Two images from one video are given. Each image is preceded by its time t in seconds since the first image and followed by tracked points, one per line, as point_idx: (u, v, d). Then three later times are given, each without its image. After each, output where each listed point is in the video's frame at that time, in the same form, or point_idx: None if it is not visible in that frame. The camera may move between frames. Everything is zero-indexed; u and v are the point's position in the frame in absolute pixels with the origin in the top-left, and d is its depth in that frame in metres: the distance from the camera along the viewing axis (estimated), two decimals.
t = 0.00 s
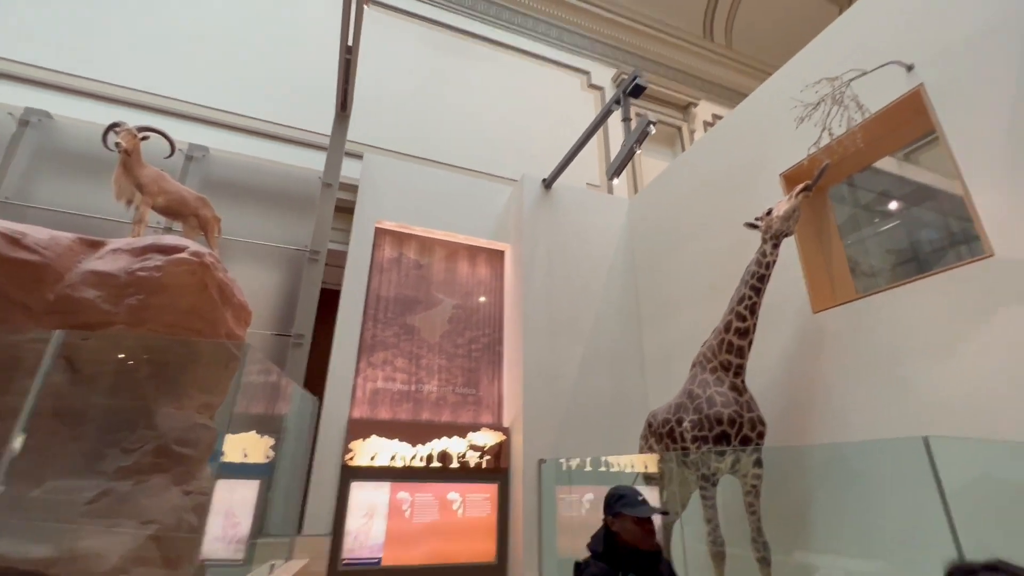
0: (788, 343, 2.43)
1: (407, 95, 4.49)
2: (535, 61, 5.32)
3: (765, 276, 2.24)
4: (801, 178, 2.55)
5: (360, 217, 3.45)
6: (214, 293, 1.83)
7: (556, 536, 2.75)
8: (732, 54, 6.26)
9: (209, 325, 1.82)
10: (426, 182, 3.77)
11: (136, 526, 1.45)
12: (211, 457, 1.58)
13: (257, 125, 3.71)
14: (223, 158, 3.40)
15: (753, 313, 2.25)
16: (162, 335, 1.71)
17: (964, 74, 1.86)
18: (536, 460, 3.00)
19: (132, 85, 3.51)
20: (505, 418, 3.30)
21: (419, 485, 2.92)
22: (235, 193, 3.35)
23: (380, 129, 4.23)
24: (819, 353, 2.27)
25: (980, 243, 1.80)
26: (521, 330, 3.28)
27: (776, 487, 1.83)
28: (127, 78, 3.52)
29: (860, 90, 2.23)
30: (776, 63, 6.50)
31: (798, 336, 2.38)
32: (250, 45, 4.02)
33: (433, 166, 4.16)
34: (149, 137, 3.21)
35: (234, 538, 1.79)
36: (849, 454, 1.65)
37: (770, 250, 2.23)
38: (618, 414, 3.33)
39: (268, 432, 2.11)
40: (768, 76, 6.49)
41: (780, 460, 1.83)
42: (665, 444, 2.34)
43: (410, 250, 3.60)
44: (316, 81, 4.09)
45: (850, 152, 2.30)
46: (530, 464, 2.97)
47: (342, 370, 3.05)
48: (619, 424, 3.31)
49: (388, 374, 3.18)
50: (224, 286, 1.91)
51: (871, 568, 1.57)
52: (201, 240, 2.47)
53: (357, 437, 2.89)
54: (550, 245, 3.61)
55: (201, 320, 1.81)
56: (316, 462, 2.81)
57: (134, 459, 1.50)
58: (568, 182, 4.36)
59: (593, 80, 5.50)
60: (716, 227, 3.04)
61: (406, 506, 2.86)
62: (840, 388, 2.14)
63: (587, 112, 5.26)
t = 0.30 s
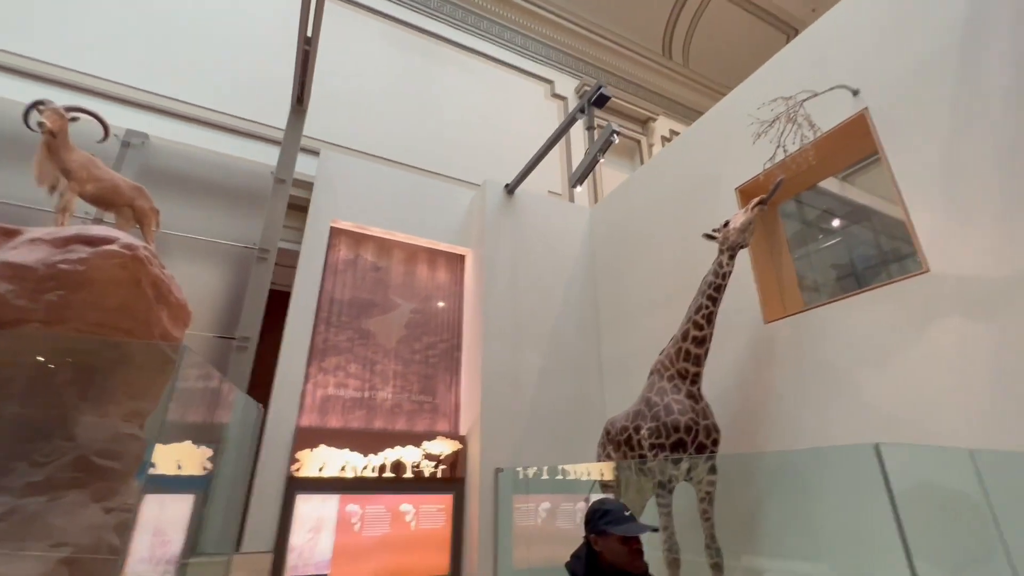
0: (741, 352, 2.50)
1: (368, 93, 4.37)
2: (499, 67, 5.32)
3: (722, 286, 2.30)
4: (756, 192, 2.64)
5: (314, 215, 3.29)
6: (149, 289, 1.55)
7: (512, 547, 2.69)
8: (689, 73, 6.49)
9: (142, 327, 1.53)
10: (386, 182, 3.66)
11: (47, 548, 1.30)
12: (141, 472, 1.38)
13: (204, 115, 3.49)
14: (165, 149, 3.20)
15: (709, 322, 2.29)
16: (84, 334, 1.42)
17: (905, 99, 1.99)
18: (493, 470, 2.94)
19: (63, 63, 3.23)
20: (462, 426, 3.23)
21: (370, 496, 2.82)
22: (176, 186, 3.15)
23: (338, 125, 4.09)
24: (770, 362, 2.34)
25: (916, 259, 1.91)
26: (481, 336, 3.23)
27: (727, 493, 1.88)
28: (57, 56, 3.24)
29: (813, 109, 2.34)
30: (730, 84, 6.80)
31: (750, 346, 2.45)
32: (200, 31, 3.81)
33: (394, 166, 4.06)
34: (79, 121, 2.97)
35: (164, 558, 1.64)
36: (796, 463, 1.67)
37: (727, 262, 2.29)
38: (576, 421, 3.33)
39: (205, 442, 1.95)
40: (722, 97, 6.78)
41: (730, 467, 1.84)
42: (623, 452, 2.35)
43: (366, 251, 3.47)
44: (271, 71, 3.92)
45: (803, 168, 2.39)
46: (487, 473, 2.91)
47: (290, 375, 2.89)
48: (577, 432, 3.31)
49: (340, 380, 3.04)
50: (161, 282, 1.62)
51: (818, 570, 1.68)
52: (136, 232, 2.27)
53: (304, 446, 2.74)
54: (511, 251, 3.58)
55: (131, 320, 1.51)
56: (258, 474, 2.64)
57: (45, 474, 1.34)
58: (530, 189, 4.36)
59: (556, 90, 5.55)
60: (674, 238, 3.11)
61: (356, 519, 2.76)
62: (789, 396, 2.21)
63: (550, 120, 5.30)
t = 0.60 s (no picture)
0: (701, 359, 2.55)
1: (333, 86, 4.24)
2: (469, 68, 5.28)
3: (685, 293, 2.34)
4: (719, 203, 2.71)
5: (271, 210, 3.15)
6: (83, 280, 1.35)
7: (471, 555, 2.64)
8: (654, 86, 6.66)
9: (75, 323, 1.33)
10: (349, 178, 3.55)
11: None
12: (66, 481, 1.26)
13: (152, 98, 3.29)
14: (108, 131, 2.98)
15: (672, 328, 2.33)
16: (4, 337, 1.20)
17: (859, 119, 2.09)
18: (453, 476, 2.88)
19: None
20: (422, 432, 3.15)
21: (323, 505, 2.69)
22: (120, 172, 2.94)
23: (301, 118, 3.94)
24: (728, 369, 2.40)
25: (866, 270, 2.00)
26: (444, 339, 3.17)
27: (687, 499, 1.87)
28: None
29: (775, 124, 2.42)
30: (691, 100, 7.03)
31: (710, 353, 2.51)
32: (151, 10, 3.59)
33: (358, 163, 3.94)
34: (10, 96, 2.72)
35: None
36: (754, 466, 1.70)
37: (690, 269, 2.33)
38: (538, 426, 3.31)
39: (143, 448, 1.80)
40: (685, 111, 6.99)
41: (689, 471, 1.86)
42: (585, 457, 2.35)
43: (327, 249, 3.35)
44: (229, 58, 3.74)
45: (764, 181, 2.47)
46: (447, 480, 2.84)
47: (240, 377, 2.73)
48: (538, 437, 3.29)
49: (295, 383, 2.90)
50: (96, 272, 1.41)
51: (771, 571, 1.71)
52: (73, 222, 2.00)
53: (254, 453, 2.60)
54: (477, 253, 3.54)
55: (61, 315, 1.30)
56: (202, 482, 2.48)
57: None
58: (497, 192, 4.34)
59: (526, 94, 5.57)
60: (640, 245, 3.15)
61: (308, 529, 2.62)
62: (748, 402, 2.27)
63: (519, 124, 5.30)
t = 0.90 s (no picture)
0: (668, 364, 2.58)
1: (311, 81, 4.16)
2: (443, 68, 5.24)
3: (654, 299, 2.36)
4: (687, 211, 2.76)
5: (231, 201, 3.00)
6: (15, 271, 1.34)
7: (433, 563, 2.57)
8: (624, 95, 6.79)
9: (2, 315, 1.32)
10: (315, 172, 3.43)
11: None
12: None
13: (104, 77, 3.07)
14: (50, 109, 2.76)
15: (641, 333, 2.35)
16: None
17: (822, 135, 2.18)
18: (416, 480, 2.81)
19: None
20: (385, 436, 3.06)
21: (278, 512, 2.56)
22: (63, 154, 2.74)
23: (282, 113, 3.87)
24: (693, 374, 2.44)
25: (827, 279, 2.08)
26: (411, 340, 3.10)
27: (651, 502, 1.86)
28: None
29: (744, 136, 2.49)
30: (659, 111, 7.21)
31: (677, 358, 2.55)
32: None
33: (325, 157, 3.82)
34: None
35: None
36: (716, 468, 1.70)
37: (660, 275, 2.36)
38: (504, 430, 3.28)
39: (78, 452, 1.66)
40: (653, 122, 7.16)
41: (654, 475, 1.84)
42: (552, 461, 2.34)
43: (289, 244, 3.22)
44: (192, 43, 3.58)
45: (731, 191, 2.53)
46: (410, 484, 2.77)
47: (191, 376, 2.58)
48: (504, 441, 3.25)
49: (251, 384, 2.76)
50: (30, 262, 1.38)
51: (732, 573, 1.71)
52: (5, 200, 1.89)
53: (205, 457, 2.46)
54: (446, 253, 3.48)
55: None
56: (145, 489, 2.31)
57: None
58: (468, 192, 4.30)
59: (498, 96, 5.56)
60: (609, 251, 3.18)
61: (261, 537, 2.48)
62: (712, 407, 2.31)
63: (491, 126, 5.28)
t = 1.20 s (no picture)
0: (637, 367, 2.62)
1: (306, 80, 4.15)
2: (417, 63, 5.16)
3: (626, 301, 2.38)
4: (659, 216, 2.80)
5: (189, 187, 2.84)
6: None
7: (396, 568, 2.50)
8: (597, 101, 6.87)
9: None
10: (282, 162, 3.30)
11: None
12: None
13: (55, 53, 2.95)
14: None
15: (613, 335, 2.36)
16: None
17: (789, 146, 2.25)
18: (380, 482, 2.73)
19: None
20: (348, 437, 2.97)
21: (232, 516, 2.44)
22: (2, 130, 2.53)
23: (284, 113, 3.88)
24: (662, 377, 2.48)
25: (791, 286, 2.15)
26: (378, 337, 3.02)
27: (619, 504, 1.89)
28: None
29: (717, 144, 2.54)
30: (631, 118, 7.33)
31: (646, 362, 2.58)
32: None
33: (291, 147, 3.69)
34: None
35: None
36: (682, 468, 1.72)
37: (632, 278, 2.38)
38: (472, 431, 3.23)
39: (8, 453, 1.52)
40: (624, 130, 7.28)
41: (623, 476, 1.86)
42: (521, 462, 2.33)
43: (251, 236, 3.08)
44: (161, 26, 3.49)
45: (703, 197, 2.58)
46: (374, 487, 2.69)
47: (140, 373, 2.42)
48: (472, 442, 3.21)
49: (206, 381, 2.62)
50: None
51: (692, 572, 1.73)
52: None
53: (153, 458, 2.31)
54: (416, 250, 3.42)
55: None
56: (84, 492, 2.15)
57: None
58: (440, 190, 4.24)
59: (472, 94, 5.52)
60: (581, 253, 3.19)
61: (213, 544, 2.35)
62: (680, 409, 2.35)
63: (464, 124, 5.24)
